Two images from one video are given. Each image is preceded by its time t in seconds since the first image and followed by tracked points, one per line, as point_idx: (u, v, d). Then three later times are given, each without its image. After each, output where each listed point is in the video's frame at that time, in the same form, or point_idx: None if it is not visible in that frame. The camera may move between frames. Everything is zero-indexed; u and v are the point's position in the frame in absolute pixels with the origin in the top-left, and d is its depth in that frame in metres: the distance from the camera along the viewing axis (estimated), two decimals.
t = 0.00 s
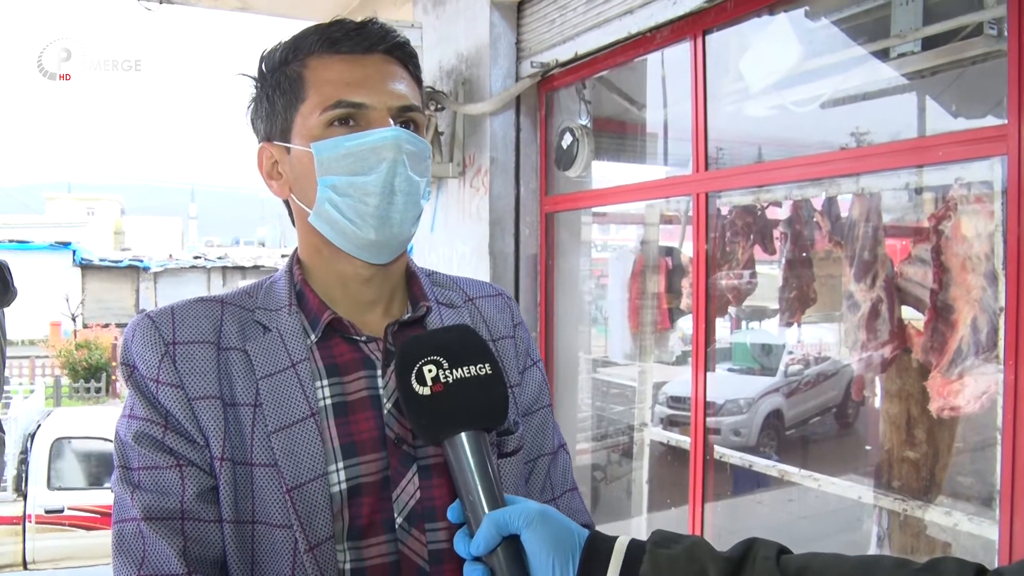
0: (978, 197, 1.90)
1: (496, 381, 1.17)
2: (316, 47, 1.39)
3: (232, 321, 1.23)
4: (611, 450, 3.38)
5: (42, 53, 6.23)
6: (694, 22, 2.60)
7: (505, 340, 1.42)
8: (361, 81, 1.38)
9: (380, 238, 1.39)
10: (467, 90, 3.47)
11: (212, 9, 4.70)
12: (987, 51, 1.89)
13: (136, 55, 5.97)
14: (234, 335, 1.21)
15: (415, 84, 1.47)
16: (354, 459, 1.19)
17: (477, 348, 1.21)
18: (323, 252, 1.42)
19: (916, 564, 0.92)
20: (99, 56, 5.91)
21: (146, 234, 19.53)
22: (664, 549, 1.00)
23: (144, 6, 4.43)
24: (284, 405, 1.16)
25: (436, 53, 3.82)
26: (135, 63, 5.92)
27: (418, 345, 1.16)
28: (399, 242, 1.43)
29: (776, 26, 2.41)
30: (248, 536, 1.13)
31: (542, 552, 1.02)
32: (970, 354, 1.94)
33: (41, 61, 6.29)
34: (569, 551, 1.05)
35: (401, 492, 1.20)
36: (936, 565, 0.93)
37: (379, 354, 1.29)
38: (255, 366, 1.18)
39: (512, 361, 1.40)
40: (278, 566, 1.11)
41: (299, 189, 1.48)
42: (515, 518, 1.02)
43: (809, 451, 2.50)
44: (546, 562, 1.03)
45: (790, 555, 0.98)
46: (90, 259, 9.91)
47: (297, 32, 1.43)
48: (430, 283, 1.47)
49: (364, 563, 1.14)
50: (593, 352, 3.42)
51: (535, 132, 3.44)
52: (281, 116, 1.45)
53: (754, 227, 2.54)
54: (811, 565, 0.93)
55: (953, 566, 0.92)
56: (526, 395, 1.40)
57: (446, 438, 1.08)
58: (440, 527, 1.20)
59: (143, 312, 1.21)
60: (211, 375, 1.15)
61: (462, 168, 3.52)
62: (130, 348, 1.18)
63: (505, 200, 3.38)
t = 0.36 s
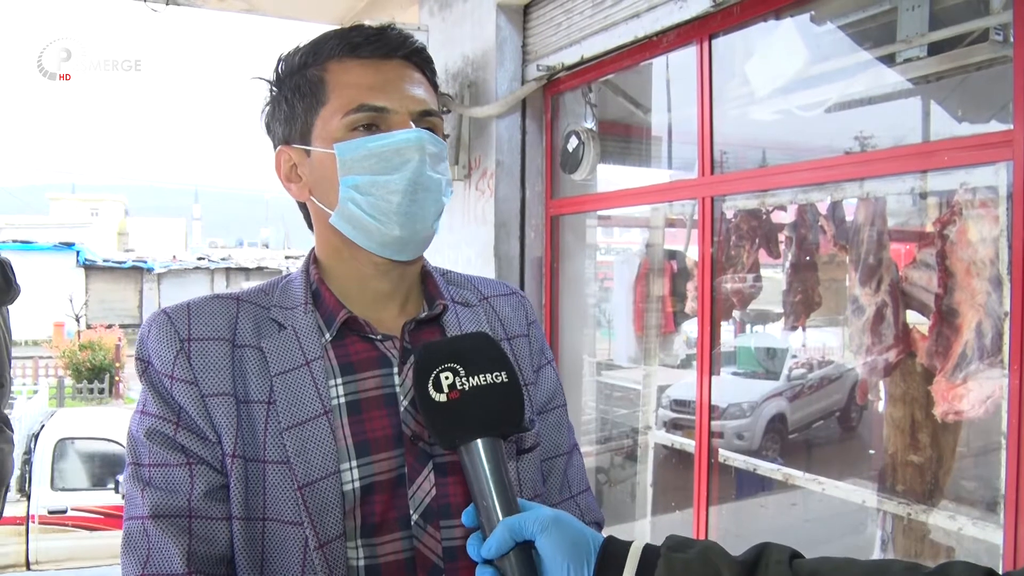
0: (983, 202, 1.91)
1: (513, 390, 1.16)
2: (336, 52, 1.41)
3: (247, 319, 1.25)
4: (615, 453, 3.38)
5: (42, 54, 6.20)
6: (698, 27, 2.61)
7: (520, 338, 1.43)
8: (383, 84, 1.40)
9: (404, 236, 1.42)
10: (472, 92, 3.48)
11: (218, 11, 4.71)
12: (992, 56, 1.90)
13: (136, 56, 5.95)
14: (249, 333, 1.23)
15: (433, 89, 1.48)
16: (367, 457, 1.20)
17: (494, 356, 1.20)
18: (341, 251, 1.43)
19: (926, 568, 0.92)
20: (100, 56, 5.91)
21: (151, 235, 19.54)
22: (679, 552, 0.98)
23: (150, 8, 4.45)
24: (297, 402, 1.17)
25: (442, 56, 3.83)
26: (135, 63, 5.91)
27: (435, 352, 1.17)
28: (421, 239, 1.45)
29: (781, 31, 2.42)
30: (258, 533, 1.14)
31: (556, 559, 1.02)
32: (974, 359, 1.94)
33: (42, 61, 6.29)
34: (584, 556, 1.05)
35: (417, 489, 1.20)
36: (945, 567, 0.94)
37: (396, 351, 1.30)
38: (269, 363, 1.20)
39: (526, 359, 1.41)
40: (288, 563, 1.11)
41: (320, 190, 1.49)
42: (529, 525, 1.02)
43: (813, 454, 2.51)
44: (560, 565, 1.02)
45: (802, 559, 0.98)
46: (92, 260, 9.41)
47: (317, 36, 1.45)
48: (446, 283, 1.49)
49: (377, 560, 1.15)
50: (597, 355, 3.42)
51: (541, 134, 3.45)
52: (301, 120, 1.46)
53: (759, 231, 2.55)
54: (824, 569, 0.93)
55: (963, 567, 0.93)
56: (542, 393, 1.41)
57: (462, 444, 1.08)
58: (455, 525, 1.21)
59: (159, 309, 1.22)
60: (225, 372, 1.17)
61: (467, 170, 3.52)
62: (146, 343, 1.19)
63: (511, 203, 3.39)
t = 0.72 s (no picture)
0: (983, 204, 1.91)
1: (527, 389, 1.16)
2: (340, 54, 1.41)
3: (258, 319, 1.25)
4: (614, 453, 3.39)
5: (42, 54, 6.16)
6: (700, 28, 2.62)
7: (530, 340, 1.43)
8: (389, 85, 1.40)
9: (415, 237, 1.41)
10: (474, 93, 3.48)
11: (219, 10, 4.71)
12: (993, 59, 1.90)
13: (137, 56, 5.94)
14: (260, 333, 1.23)
15: (437, 87, 1.49)
16: (378, 457, 1.20)
17: (509, 354, 1.21)
18: (352, 253, 1.44)
19: (930, 564, 0.93)
20: (101, 57, 5.91)
21: (150, 235, 19.52)
22: (688, 549, 1.00)
23: (152, 8, 4.45)
24: (307, 402, 1.17)
25: (443, 56, 3.84)
26: (135, 63, 5.91)
27: (453, 347, 1.17)
28: (432, 240, 1.45)
29: (783, 32, 2.43)
30: (267, 533, 1.14)
31: (564, 554, 1.02)
32: (974, 360, 1.95)
33: (42, 61, 6.20)
34: (592, 549, 1.05)
35: (429, 488, 1.21)
36: (952, 565, 0.93)
37: (407, 352, 1.31)
38: (280, 363, 1.20)
39: (537, 360, 1.42)
40: (297, 563, 1.11)
41: (330, 194, 1.49)
42: (539, 520, 1.02)
43: (812, 455, 2.51)
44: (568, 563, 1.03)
45: (810, 556, 0.98)
46: (91, 260, 9.27)
47: (319, 40, 1.45)
48: (457, 284, 1.49)
49: (388, 559, 1.15)
50: (597, 355, 3.43)
51: (542, 135, 3.46)
52: (308, 123, 1.46)
53: (760, 232, 2.56)
54: (831, 566, 0.94)
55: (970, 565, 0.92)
56: (552, 394, 1.42)
57: (474, 438, 1.08)
58: (466, 524, 1.21)
59: (171, 310, 1.23)
60: (235, 372, 1.17)
61: (469, 171, 3.53)
62: (157, 344, 1.20)
63: (512, 203, 3.40)
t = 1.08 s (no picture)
0: (981, 199, 1.91)
1: (530, 380, 1.16)
2: (337, 51, 1.40)
3: (256, 316, 1.25)
4: (612, 448, 3.39)
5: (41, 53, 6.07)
6: (699, 23, 2.61)
7: (529, 335, 1.43)
8: (385, 84, 1.39)
9: (411, 239, 1.41)
10: (471, 88, 3.47)
11: (215, 6, 4.69)
12: (992, 54, 1.90)
13: (136, 55, 5.92)
14: (258, 331, 1.23)
15: (437, 86, 1.47)
16: (377, 454, 1.20)
17: (513, 345, 1.20)
18: (349, 253, 1.44)
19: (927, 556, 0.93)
20: (100, 56, 5.89)
21: (147, 231, 19.46)
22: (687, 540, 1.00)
23: (149, 4, 4.43)
24: (305, 399, 1.17)
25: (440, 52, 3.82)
26: (135, 63, 5.89)
27: (457, 337, 1.17)
28: (429, 241, 1.44)
29: (781, 27, 2.42)
30: (267, 531, 1.13)
31: (566, 542, 1.04)
32: (971, 355, 1.96)
33: (41, 61, 6.03)
34: (593, 542, 1.06)
35: (429, 485, 1.21)
36: (947, 554, 0.90)
37: (405, 348, 1.30)
38: (278, 361, 1.20)
39: (537, 356, 1.41)
40: (297, 560, 1.11)
41: (326, 193, 1.50)
42: (540, 512, 1.02)
43: (809, 449, 2.52)
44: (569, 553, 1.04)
45: (807, 546, 0.98)
46: (88, 257, 9.11)
47: (317, 33, 1.44)
48: (456, 279, 1.49)
49: (388, 556, 1.15)
50: (595, 351, 3.43)
51: (539, 130, 3.45)
52: (304, 120, 1.46)
53: (757, 227, 2.55)
54: (828, 556, 0.94)
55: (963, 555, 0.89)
56: (552, 390, 1.42)
57: (478, 428, 1.08)
58: (466, 521, 1.21)
59: (168, 308, 1.22)
60: (234, 370, 1.17)
61: (467, 166, 3.53)
62: (155, 342, 1.20)
63: (509, 199, 3.39)
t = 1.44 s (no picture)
0: (984, 191, 1.91)
1: (529, 381, 1.15)
2: (344, 42, 1.39)
3: (255, 312, 1.25)
4: (614, 442, 3.40)
5: (41, 54, 5.85)
6: (700, 16, 2.58)
7: (530, 330, 1.43)
8: (390, 80, 1.38)
9: (408, 239, 1.40)
10: (472, 82, 3.46)
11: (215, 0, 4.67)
12: (996, 45, 1.89)
13: (137, 54, 5.93)
14: (257, 326, 1.23)
15: (443, 82, 1.47)
16: (378, 450, 1.20)
17: (513, 346, 1.19)
18: (348, 249, 1.43)
19: (922, 548, 0.94)
20: (101, 55, 5.90)
21: (149, 226, 19.46)
22: (685, 537, 0.99)
23: None
24: (306, 396, 1.17)
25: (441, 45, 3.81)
26: (136, 62, 5.88)
27: (457, 337, 1.16)
28: (426, 242, 1.43)
29: (783, 19, 2.41)
30: (266, 528, 1.14)
31: (564, 543, 1.04)
32: (974, 348, 1.96)
33: (41, 61, 5.92)
34: (593, 540, 1.07)
35: (430, 482, 1.21)
36: (941, 549, 0.94)
37: (406, 343, 1.30)
38: (278, 357, 1.20)
39: (538, 351, 1.41)
40: (297, 557, 1.12)
41: (325, 186, 1.49)
42: (539, 514, 1.01)
43: (812, 443, 2.53)
44: (569, 553, 1.05)
45: (804, 542, 0.99)
46: (91, 251, 9.01)
47: (325, 22, 1.43)
48: (457, 273, 1.49)
49: (389, 554, 1.15)
50: (597, 344, 3.43)
51: (541, 123, 3.44)
52: (307, 110, 1.45)
53: (759, 220, 2.55)
54: (825, 552, 0.94)
55: (959, 550, 0.93)
56: (553, 385, 1.42)
57: (473, 429, 1.06)
58: (468, 517, 1.21)
59: (166, 304, 1.22)
60: (233, 366, 1.17)
61: (467, 159, 3.52)
62: (153, 338, 1.20)
63: (511, 192, 3.38)
